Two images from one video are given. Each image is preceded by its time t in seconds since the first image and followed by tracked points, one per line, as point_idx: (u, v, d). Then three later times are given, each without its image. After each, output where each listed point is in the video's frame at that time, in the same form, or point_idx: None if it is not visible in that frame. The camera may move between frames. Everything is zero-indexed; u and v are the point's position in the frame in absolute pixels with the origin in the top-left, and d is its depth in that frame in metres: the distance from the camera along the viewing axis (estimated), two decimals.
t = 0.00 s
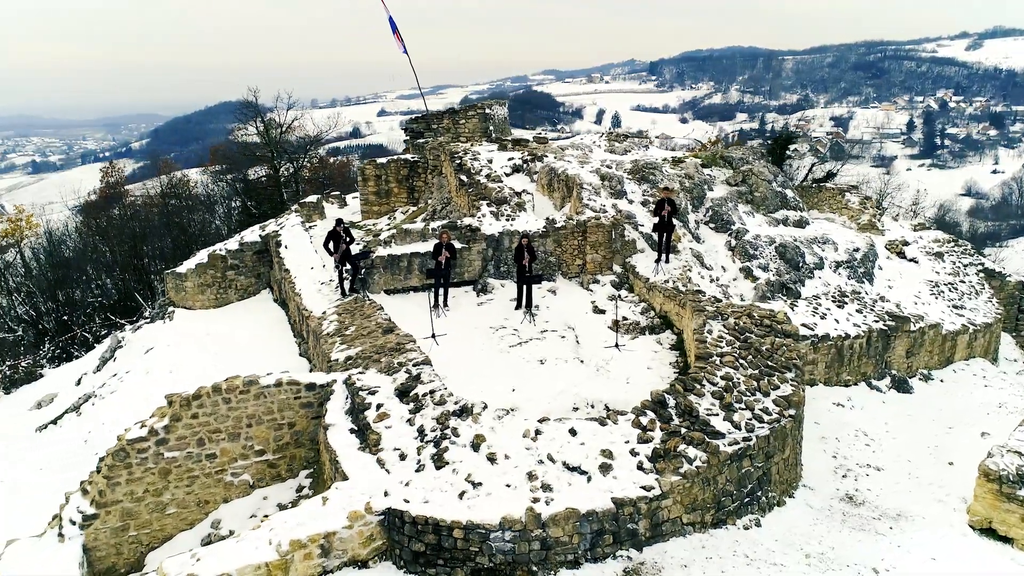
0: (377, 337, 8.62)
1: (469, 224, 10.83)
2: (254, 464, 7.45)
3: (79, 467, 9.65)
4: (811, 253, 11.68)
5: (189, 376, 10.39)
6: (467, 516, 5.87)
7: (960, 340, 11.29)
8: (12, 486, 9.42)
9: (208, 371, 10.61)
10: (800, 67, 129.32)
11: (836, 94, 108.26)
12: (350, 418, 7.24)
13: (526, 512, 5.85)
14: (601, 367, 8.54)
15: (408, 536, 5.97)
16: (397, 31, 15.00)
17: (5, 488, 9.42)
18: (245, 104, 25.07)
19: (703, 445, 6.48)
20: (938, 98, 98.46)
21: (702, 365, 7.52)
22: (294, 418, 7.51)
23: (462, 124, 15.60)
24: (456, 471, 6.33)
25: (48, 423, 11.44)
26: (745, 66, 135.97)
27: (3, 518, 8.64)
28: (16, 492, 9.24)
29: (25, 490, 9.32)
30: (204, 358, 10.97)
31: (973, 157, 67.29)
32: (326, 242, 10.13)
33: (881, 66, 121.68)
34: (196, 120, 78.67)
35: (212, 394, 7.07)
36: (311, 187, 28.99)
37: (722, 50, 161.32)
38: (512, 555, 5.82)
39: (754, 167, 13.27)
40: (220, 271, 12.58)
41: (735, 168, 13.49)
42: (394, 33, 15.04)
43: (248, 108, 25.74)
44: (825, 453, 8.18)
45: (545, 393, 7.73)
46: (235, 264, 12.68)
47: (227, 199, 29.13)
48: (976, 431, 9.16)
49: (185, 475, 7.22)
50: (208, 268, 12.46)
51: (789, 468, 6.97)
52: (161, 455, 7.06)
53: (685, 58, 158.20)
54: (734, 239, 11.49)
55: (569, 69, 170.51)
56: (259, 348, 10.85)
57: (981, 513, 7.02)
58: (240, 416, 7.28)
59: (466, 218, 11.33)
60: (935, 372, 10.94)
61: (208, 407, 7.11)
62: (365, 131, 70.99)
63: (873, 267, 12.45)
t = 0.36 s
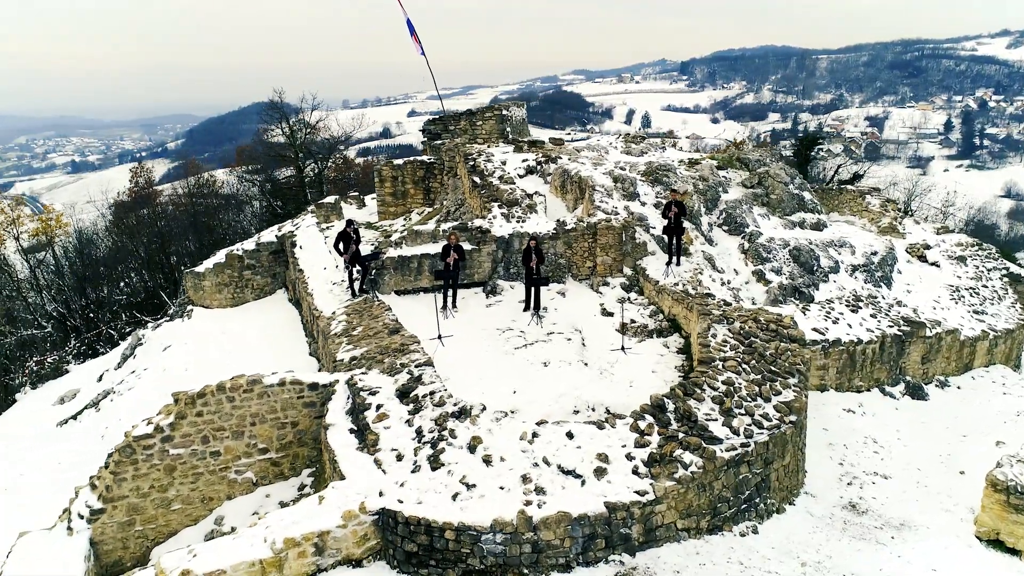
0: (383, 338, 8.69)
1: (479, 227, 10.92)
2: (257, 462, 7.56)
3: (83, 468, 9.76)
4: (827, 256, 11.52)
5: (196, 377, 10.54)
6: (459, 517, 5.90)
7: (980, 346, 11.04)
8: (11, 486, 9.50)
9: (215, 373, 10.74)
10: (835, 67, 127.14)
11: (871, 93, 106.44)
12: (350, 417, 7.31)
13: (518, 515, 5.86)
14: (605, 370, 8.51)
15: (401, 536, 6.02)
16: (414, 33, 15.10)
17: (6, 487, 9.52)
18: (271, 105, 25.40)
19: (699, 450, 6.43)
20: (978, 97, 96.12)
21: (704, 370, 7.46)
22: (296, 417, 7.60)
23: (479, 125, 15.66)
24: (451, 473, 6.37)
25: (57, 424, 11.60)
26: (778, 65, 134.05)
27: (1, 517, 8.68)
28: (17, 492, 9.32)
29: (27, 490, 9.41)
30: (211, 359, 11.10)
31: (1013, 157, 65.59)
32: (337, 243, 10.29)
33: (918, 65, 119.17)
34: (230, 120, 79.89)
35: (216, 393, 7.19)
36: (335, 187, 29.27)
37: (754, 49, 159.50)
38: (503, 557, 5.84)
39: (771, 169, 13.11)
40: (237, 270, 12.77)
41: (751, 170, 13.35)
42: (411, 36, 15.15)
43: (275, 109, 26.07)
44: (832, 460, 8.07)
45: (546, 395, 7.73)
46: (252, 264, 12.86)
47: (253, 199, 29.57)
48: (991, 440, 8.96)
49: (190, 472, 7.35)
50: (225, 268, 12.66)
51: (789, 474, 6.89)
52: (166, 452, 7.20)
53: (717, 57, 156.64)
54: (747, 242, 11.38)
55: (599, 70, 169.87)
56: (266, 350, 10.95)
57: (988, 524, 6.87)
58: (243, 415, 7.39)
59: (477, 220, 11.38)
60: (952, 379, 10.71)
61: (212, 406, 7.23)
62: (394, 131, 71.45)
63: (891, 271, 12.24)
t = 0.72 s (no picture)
0: (386, 338, 8.75)
1: (488, 227, 10.91)
2: (258, 460, 7.67)
3: (83, 468, 9.92)
4: (841, 260, 11.34)
5: (205, 374, 10.74)
6: (448, 518, 5.93)
7: (998, 353, 10.78)
8: (15, 487, 9.66)
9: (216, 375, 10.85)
10: (872, 65, 124.70)
11: (907, 92, 104.46)
12: (348, 417, 7.38)
13: (505, 517, 5.87)
14: (606, 373, 8.48)
15: (391, 536, 6.08)
16: (431, 35, 15.18)
17: (9, 487, 9.70)
18: (297, 106, 25.71)
19: (691, 456, 6.38)
20: (1020, 96, 93.58)
21: (703, 374, 7.40)
22: (297, 416, 7.71)
23: (495, 126, 15.70)
24: (442, 474, 6.40)
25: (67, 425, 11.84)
26: (813, 64, 131.95)
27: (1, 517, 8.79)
28: (18, 492, 9.46)
29: (30, 491, 9.56)
30: (214, 361, 11.23)
31: None
32: (345, 243, 10.42)
33: (958, 64, 116.46)
34: (264, 120, 81.06)
35: (218, 391, 7.32)
36: (360, 187, 29.51)
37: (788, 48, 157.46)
38: (490, 559, 5.85)
39: (787, 170, 12.95)
40: (252, 270, 12.96)
41: (767, 172, 13.19)
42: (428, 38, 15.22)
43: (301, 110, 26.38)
44: (835, 467, 7.95)
45: (544, 398, 7.73)
46: (267, 264, 13.04)
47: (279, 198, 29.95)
48: (1003, 449, 8.76)
49: (192, 469, 7.49)
50: (240, 267, 12.85)
51: (786, 481, 6.81)
52: (168, 449, 7.34)
53: (751, 57, 154.74)
54: (758, 245, 11.26)
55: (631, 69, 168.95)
56: (269, 351, 11.03)
57: (991, 536, 6.71)
58: (244, 413, 7.51)
59: (487, 222, 11.42)
60: (969, 386, 10.48)
61: (213, 403, 7.35)
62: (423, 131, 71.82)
63: (909, 275, 12.01)
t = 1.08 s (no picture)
0: (387, 338, 8.82)
1: (494, 229, 10.99)
2: (257, 458, 7.78)
3: (91, 466, 10.10)
4: (853, 263, 11.18)
5: (215, 371, 10.93)
6: (434, 519, 5.96)
7: (1014, 359, 10.52)
8: (21, 485, 9.80)
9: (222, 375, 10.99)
10: (908, 64, 122.19)
11: (944, 92, 102.34)
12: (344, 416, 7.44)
13: (491, 518, 5.89)
14: (605, 376, 8.46)
15: (379, 535, 6.12)
16: (446, 36, 15.26)
17: (19, 484, 9.89)
18: (320, 107, 25.98)
19: (681, 460, 6.34)
20: None
21: (699, 378, 7.35)
22: (296, 415, 7.80)
23: (510, 127, 15.74)
24: (432, 474, 6.44)
25: (78, 424, 12.00)
26: (846, 63, 129.79)
27: (2, 516, 8.84)
28: (20, 493, 9.54)
29: (33, 491, 9.62)
30: (222, 362, 11.34)
31: None
32: (352, 244, 10.51)
33: (998, 62, 113.70)
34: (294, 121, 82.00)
35: (217, 389, 7.44)
36: (382, 188, 29.73)
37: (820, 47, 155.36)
38: (475, 560, 5.88)
39: (800, 172, 12.79)
40: (265, 269, 13.14)
41: (780, 173, 13.05)
42: (442, 39, 15.30)
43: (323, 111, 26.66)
44: (836, 473, 7.84)
45: (540, 400, 7.73)
46: (280, 263, 13.21)
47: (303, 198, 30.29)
48: (1014, 458, 8.55)
49: (192, 465, 7.62)
50: (254, 267, 13.04)
51: (780, 487, 6.73)
52: (169, 445, 7.47)
53: (783, 56, 152.82)
54: (768, 248, 11.15)
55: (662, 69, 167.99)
56: (276, 353, 11.13)
57: (992, 547, 6.55)
58: (244, 411, 7.62)
59: (494, 223, 11.46)
60: (982, 393, 10.25)
61: (213, 401, 7.47)
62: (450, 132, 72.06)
63: (924, 279, 11.79)
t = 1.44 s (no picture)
0: (387, 339, 8.88)
1: (500, 230, 10.98)
2: (256, 455, 7.90)
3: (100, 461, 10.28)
4: (864, 266, 11.01)
5: (222, 368, 11.10)
6: (419, 519, 6.00)
7: None
8: (33, 483, 9.98)
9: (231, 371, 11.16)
10: (943, 63, 119.86)
11: (981, 91, 100.15)
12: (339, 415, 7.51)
13: (475, 520, 5.91)
14: (603, 378, 8.44)
15: (366, 534, 6.18)
16: (459, 38, 15.32)
17: (31, 480, 10.08)
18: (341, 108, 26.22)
19: (670, 464, 6.30)
20: None
21: (694, 382, 7.30)
22: (293, 413, 7.90)
23: (523, 128, 15.76)
24: (421, 475, 6.48)
25: (91, 423, 12.18)
26: (881, 62, 127.72)
27: (1, 517, 8.81)
28: (31, 488, 9.71)
29: (36, 491, 9.66)
30: (232, 360, 11.47)
31: None
32: (357, 245, 10.58)
33: None
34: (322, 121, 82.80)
35: (216, 387, 7.55)
36: (403, 188, 29.90)
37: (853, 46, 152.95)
38: (460, 561, 5.90)
39: (813, 174, 12.63)
40: (277, 269, 13.31)
41: (793, 175, 12.90)
42: (456, 41, 15.36)
43: (345, 112, 26.91)
44: (835, 480, 7.74)
45: (535, 401, 7.74)
46: (291, 263, 13.36)
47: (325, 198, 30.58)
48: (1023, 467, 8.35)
49: (191, 462, 7.75)
50: (266, 266, 13.22)
51: (772, 492, 6.66)
52: (169, 442, 7.60)
53: (815, 55, 150.76)
54: (777, 250, 11.04)
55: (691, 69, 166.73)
56: (284, 352, 11.25)
57: (991, 557, 6.29)
58: (242, 409, 7.74)
59: (501, 224, 11.47)
60: (995, 400, 10.02)
61: (213, 399, 7.59)
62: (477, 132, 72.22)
63: (939, 283, 11.56)
